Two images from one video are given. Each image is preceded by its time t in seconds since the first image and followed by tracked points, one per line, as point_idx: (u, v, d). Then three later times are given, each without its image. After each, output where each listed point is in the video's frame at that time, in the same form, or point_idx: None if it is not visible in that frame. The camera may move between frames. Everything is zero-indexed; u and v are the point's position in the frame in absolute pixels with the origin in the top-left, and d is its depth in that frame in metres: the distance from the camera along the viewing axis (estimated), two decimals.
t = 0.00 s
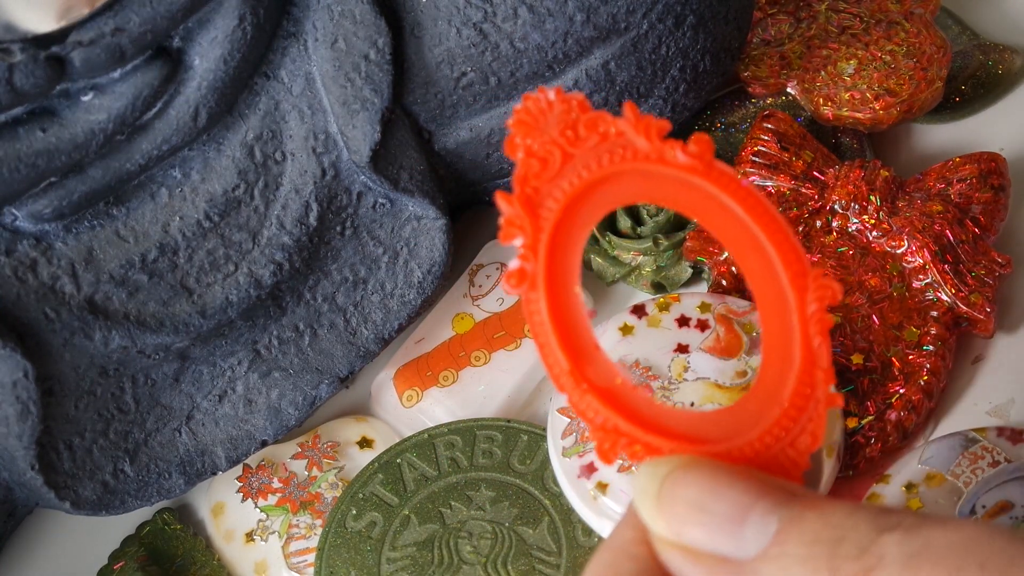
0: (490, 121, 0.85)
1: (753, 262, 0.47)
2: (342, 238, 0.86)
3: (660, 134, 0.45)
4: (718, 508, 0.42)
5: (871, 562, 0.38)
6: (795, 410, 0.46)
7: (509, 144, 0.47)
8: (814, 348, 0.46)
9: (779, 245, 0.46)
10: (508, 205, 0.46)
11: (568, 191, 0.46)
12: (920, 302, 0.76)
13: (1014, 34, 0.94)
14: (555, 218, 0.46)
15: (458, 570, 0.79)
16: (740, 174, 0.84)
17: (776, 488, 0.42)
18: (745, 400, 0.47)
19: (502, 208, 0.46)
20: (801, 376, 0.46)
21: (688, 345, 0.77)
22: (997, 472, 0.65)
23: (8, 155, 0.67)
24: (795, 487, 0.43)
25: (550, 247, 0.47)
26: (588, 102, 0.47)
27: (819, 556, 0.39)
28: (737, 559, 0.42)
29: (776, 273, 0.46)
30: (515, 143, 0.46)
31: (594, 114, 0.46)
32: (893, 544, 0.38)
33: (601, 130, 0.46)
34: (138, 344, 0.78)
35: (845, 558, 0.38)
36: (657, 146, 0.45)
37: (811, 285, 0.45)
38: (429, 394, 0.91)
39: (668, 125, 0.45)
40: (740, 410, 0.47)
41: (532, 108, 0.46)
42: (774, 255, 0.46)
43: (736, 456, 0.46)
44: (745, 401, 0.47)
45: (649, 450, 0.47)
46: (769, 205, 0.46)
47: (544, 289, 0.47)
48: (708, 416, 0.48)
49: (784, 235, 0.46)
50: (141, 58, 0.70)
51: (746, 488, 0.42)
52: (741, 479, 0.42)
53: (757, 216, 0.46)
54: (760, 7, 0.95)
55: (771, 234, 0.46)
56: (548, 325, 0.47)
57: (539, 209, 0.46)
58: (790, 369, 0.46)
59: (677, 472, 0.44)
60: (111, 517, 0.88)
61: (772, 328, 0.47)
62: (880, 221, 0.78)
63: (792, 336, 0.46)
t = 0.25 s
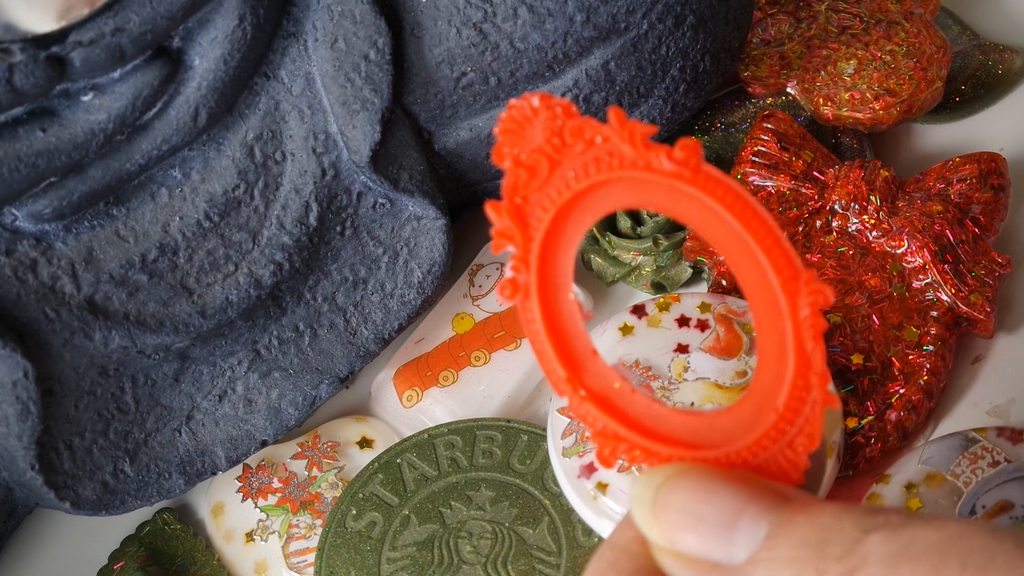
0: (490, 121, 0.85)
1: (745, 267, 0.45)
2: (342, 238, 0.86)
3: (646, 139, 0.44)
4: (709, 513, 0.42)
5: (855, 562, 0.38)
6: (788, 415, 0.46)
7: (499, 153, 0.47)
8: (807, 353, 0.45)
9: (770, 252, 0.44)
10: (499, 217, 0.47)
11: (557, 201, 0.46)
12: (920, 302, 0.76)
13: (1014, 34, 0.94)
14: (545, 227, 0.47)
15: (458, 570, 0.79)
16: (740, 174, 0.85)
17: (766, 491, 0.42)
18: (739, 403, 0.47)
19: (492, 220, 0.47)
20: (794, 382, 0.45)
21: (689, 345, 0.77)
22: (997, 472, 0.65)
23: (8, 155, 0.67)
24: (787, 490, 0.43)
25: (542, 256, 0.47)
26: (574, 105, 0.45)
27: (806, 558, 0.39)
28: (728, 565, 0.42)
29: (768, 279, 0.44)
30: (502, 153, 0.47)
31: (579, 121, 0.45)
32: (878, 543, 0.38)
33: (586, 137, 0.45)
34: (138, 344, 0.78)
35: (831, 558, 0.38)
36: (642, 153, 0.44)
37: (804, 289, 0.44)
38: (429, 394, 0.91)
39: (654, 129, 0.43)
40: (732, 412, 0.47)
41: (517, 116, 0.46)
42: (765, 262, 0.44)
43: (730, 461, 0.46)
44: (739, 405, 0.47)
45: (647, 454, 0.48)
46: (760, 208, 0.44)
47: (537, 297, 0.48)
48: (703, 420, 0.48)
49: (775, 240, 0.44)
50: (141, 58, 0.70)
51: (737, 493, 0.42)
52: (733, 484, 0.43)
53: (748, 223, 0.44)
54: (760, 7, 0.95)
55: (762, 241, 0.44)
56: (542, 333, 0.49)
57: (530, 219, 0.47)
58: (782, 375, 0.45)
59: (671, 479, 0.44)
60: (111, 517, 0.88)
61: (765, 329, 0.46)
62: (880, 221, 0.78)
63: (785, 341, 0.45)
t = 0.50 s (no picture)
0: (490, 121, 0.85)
1: (728, 267, 0.45)
2: (342, 238, 0.86)
3: (625, 142, 0.44)
4: (698, 511, 0.42)
5: (844, 555, 0.38)
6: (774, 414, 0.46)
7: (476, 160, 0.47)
8: (791, 350, 0.45)
9: (752, 252, 0.44)
10: (480, 222, 0.46)
11: (538, 205, 0.46)
12: (920, 302, 0.76)
13: (1014, 34, 0.94)
14: (528, 232, 0.46)
15: (457, 570, 0.79)
16: (740, 174, 0.85)
17: (754, 488, 0.43)
18: (726, 402, 0.47)
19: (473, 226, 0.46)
20: (779, 381, 0.45)
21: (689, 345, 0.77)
22: (997, 472, 0.65)
23: (8, 155, 0.67)
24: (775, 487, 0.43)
25: (525, 260, 0.47)
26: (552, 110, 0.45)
27: (795, 552, 0.39)
28: (717, 562, 0.42)
29: (751, 278, 0.44)
30: (482, 159, 0.46)
31: (558, 125, 0.45)
32: (866, 535, 0.38)
33: (566, 141, 0.45)
34: (138, 344, 0.78)
35: (819, 551, 0.39)
36: (622, 155, 0.44)
37: (787, 287, 0.44)
38: (429, 394, 0.91)
39: (633, 131, 0.44)
40: (718, 412, 0.47)
41: (495, 122, 0.46)
42: (747, 261, 0.44)
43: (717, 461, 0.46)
44: (725, 403, 0.47)
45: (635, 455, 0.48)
46: (741, 207, 0.44)
47: (522, 302, 0.47)
48: (689, 418, 0.48)
49: (756, 240, 0.44)
50: (141, 58, 0.70)
51: (726, 490, 0.42)
52: (721, 481, 0.43)
53: (729, 223, 0.44)
54: (760, 7, 0.95)
55: (744, 240, 0.44)
56: (528, 337, 0.48)
57: (512, 225, 0.47)
58: (768, 374, 0.46)
59: (660, 479, 0.44)
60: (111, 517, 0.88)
61: (749, 326, 0.46)
62: (880, 221, 0.78)
63: (771, 341, 0.45)
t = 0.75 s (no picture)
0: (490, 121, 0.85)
1: (740, 273, 0.45)
2: (342, 238, 0.86)
3: (640, 146, 0.44)
4: (706, 521, 0.42)
5: (856, 566, 0.39)
6: (783, 423, 0.46)
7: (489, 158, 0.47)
8: (802, 359, 0.45)
9: (765, 258, 0.44)
10: (490, 222, 0.46)
11: (549, 207, 0.46)
12: (920, 302, 0.76)
13: (1014, 34, 0.94)
14: (538, 234, 0.47)
15: (458, 571, 0.79)
16: (741, 174, 0.85)
17: (762, 497, 0.43)
18: (735, 409, 0.48)
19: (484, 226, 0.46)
20: (789, 389, 0.46)
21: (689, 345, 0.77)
22: (997, 472, 0.65)
23: (8, 155, 0.67)
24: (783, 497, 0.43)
25: (535, 262, 0.47)
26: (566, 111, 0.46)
27: (804, 562, 0.40)
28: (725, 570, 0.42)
29: (763, 285, 0.45)
30: (494, 158, 0.46)
31: (572, 126, 0.45)
32: (879, 547, 0.39)
33: (579, 142, 0.45)
34: (138, 344, 0.78)
35: (831, 562, 0.39)
36: (636, 159, 0.44)
37: (799, 296, 0.44)
38: (429, 394, 0.91)
39: (648, 135, 0.44)
40: (726, 420, 0.48)
41: (509, 121, 0.46)
42: (760, 268, 0.44)
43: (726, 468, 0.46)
44: (734, 411, 0.47)
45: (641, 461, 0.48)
46: (754, 214, 0.44)
47: (530, 304, 0.48)
48: (696, 426, 0.48)
49: (769, 247, 0.44)
50: (141, 58, 0.70)
51: (734, 500, 0.42)
52: (729, 491, 0.42)
53: (743, 229, 0.44)
54: (760, 8, 0.95)
55: (757, 247, 0.44)
56: (535, 340, 0.48)
57: (522, 226, 0.47)
58: (777, 382, 0.46)
59: (666, 487, 0.44)
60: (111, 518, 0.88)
61: (759, 333, 0.46)
62: (880, 221, 0.78)
63: (781, 348, 0.45)
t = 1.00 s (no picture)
0: (490, 121, 0.85)
1: (749, 272, 0.45)
2: (342, 238, 0.86)
3: (653, 143, 0.44)
4: (709, 521, 0.42)
5: (860, 570, 0.38)
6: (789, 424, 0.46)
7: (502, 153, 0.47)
8: (810, 360, 0.45)
9: (775, 258, 0.44)
10: (501, 216, 0.46)
11: (561, 203, 0.46)
12: (920, 302, 0.76)
13: (1014, 34, 0.94)
14: (548, 229, 0.47)
15: (458, 570, 0.79)
16: (741, 174, 0.85)
17: (765, 498, 0.43)
18: (741, 410, 0.48)
19: (494, 220, 0.46)
20: (795, 390, 0.46)
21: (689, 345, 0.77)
22: (997, 472, 0.65)
23: (8, 155, 0.67)
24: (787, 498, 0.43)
25: (544, 258, 0.47)
26: (580, 107, 0.46)
27: (808, 565, 0.39)
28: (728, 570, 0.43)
29: (773, 285, 0.45)
30: (507, 153, 0.46)
31: (586, 122, 0.45)
32: (883, 552, 0.39)
33: (593, 139, 0.45)
34: (138, 344, 0.78)
35: (834, 565, 0.39)
36: (650, 157, 0.44)
37: (808, 297, 0.44)
38: (429, 394, 0.91)
39: (661, 134, 0.44)
40: (732, 420, 0.48)
41: (523, 117, 0.46)
42: (769, 267, 0.44)
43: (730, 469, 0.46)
44: (739, 413, 0.47)
45: (645, 460, 0.48)
46: (766, 215, 0.44)
47: (538, 300, 0.48)
48: (701, 427, 0.48)
49: (780, 247, 0.44)
50: (141, 58, 0.70)
51: (737, 500, 0.42)
52: (732, 491, 0.43)
53: (753, 229, 0.44)
54: (760, 8, 0.95)
55: (767, 247, 0.44)
56: (542, 336, 0.48)
57: (532, 221, 0.47)
58: (784, 383, 0.46)
59: (669, 486, 0.44)
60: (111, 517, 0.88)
61: (766, 334, 0.46)
62: (880, 221, 0.78)
63: (788, 349, 0.45)
